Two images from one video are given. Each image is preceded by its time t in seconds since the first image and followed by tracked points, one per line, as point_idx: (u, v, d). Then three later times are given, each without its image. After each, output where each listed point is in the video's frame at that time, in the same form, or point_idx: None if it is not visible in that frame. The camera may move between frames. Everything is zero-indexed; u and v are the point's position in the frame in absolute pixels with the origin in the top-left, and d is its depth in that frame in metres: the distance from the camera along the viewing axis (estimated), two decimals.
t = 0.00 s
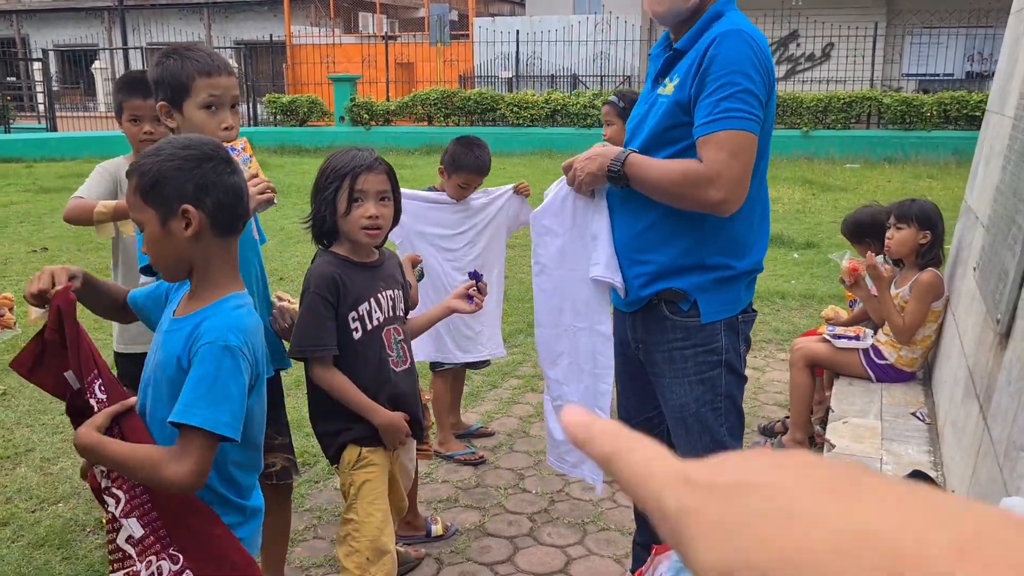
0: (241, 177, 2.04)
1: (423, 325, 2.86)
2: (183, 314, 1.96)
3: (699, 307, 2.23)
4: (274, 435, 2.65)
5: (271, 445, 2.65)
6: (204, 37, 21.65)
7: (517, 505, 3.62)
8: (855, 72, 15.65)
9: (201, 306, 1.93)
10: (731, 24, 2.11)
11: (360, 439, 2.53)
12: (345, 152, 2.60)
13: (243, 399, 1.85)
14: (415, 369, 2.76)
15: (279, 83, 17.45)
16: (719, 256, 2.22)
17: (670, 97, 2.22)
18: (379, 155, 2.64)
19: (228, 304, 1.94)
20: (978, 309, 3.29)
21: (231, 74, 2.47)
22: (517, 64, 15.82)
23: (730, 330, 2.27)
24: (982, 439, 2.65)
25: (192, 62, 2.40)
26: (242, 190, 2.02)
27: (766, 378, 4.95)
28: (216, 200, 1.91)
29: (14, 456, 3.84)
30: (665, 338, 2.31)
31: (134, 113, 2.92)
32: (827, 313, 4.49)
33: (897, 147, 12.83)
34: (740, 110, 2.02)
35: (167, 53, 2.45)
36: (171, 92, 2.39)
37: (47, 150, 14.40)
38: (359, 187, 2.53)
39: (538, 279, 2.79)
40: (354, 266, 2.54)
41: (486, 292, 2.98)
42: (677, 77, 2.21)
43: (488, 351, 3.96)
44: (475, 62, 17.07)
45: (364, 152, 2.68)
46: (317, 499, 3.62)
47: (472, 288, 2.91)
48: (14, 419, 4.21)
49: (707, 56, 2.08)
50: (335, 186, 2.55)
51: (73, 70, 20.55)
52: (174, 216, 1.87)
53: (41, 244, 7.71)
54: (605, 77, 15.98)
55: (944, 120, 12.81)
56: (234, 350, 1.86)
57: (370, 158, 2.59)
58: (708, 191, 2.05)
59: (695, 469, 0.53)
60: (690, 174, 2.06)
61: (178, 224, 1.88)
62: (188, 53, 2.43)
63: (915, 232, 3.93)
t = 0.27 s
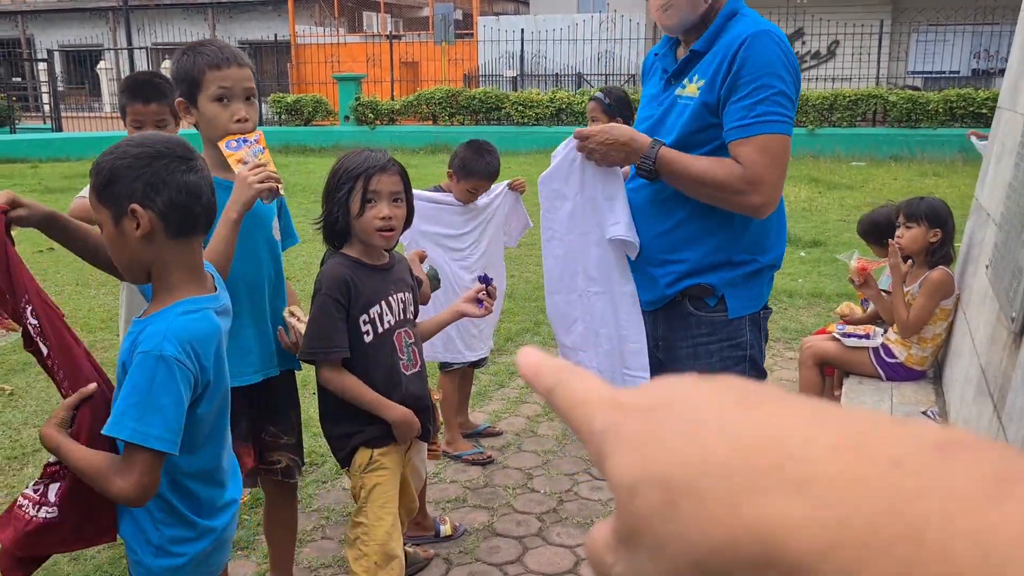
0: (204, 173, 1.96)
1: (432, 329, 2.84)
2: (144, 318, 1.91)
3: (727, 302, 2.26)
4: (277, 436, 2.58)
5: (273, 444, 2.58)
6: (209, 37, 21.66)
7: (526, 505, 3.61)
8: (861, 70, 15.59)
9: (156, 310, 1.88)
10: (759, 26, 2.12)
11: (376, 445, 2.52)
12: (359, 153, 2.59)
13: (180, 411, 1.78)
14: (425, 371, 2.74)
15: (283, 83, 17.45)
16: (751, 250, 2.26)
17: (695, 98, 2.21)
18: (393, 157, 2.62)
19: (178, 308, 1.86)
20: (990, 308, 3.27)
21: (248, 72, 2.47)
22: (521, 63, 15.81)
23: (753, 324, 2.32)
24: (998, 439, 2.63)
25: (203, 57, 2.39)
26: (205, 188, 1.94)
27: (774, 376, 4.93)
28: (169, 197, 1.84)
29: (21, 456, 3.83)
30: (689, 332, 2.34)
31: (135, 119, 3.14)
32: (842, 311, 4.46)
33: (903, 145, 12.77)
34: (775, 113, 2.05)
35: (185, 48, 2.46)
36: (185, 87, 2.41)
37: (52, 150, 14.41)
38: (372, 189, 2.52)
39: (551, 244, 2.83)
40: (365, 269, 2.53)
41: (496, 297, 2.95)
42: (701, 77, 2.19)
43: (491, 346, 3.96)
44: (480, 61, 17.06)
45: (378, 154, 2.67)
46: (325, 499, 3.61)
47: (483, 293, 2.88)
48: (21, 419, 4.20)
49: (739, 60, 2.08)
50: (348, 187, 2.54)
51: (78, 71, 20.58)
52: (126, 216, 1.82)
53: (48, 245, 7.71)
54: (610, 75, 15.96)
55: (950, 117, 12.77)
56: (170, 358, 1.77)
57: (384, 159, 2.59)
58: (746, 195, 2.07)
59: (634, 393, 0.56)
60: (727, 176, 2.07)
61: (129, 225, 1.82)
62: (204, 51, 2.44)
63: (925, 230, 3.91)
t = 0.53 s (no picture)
0: (171, 174, 1.80)
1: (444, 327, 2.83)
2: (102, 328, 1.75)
3: (760, 294, 2.22)
4: (291, 434, 2.55)
5: (287, 443, 2.55)
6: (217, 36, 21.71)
7: (538, 504, 3.59)
8: (870, 67, 15.53)
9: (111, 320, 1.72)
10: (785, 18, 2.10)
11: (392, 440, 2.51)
12: (374, 149, 2.58)
13: (113, 424, 1.58)
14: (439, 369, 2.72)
15: (292, 82, 17.48)
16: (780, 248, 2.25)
17: (722, 95, 2.19)
18: (408, 153, 2.61)
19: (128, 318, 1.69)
20: (1006, 304, 3.24)
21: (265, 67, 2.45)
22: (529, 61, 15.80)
23: (782, 318, 2.28)
24: (1016, 437, 2.60)
25: (222, 52, 2.39)
26: (171, 188, 1.78)
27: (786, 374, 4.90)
28: (124, 200, 1.68)
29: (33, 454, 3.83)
30: (718, 325, 2.28)
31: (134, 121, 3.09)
32: (858, 309, 4.42)
33: (913, 142, 12.72)
34: (807, 106, 2.05)
35: (203, 44, 2.46)
36: (201, 82, 2.41)
37: (61, 149, 14.46)
38: (388, 184, 2.51)
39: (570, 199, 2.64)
40: (382, 267, 2.52)
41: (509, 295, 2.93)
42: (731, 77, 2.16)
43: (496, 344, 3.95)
44: (488, 60, 17.05)
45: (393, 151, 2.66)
46: (336, 497, 3.60)
47: (495, 289, 2.87)
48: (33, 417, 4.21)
49: (771, 53, 2.06)
50: (364, 183, 2.52)
51: (87, 70, 20.65)
52: (82, 218, 1.68)
53: (59, 243, 7.74)
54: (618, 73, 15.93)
55: (961, 114, 12.71)
56: (105, 367, 1.59)
57: (399, 154, 2.57)
58: (782, 189, 2.06)
59: (629, 476, 0.64)
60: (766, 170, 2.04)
61: (86, 227, 1.68)
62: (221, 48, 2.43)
63: (941, 226, 3.88)
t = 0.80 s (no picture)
0: (125, 178, 1.75)
1: (459, 322, 2.85)
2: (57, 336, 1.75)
3: (784, 282, 2.23)
4: (311, 431, 2.54)
5: (306, 440, 2.54)
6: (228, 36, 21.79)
7: (549, 501, 3.60)
8: (881, 60, 15.47)
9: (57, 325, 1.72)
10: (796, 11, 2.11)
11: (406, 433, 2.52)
12: (391, 142, 2.56)
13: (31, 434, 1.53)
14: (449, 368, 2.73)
15: (302, 81, 17.53)
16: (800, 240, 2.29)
17: (739, 94, 2.16)
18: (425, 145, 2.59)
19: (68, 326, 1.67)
20: (1020, 299, 3.23)
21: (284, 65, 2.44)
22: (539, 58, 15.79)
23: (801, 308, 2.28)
24: None
25: (249, 57, 2.40)
26: (123, 192, 1.74)
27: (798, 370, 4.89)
28: (70, 205, 1.67)
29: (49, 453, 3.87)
30: (739, 315, 2.28)
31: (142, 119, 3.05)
32: (867, 306, 4.40)
33: (925, 136, 12.65)
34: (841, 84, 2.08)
35: (227, 46, 2.46)
36: (229, 86, 2.39)
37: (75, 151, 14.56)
38: (405, 177, 2.50)
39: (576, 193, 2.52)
40: (400, 263, 2.53)
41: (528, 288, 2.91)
42: (746, 74, 2.14)
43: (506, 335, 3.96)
44: (497, 57, 17.06)
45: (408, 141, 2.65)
46: (348, 495, 3.62)
47: (513, 285, 2.85)
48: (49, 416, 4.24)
49: (792, 45, 2.06)
50: (381, 177, 2.51)
51: (100, 71, 20.78)
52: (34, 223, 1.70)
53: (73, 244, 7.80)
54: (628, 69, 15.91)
55: (974, 107, 12.63)
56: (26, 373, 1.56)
57: (414, 147, 2.55)
58: (826, 183, 2.07)
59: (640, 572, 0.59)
60: (820, 161, 2.05)
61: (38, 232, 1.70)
62: (242, 49, 2.43)
63: (957, 221, 3.87)
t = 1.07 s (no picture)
0: (71, 176, 1.61)
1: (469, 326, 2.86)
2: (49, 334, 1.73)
3: (804, 277, 2.28)
4: (338, 426, 2.55)
5: (333, 434, 2.54)
6: (239, 37, 21.88)
7: (562, 499, 3.60)
8: (895, 55, 15.39)
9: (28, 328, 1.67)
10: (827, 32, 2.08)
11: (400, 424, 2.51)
12: (417, 144, 2.58)
13: None
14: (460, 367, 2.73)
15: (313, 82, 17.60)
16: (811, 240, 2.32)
17: (770, 116, 2.14)
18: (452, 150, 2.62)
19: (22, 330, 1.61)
20: None
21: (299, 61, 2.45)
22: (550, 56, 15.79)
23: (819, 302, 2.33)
24: None
25: (262, 53, 2.41)
26: (70, 192, 1.60)
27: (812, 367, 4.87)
28: (21, 208, 1.58)
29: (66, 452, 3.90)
30: (763, 308, 2.28)
31: (155, 116, 3.03)
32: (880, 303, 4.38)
33: (939, 131, 12.58)
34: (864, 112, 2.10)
35: (242, 44, 2.47)
36: (244, 83, 2.41)
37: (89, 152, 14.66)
38: (433, 181, 2.52)
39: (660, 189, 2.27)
40: (423, 265, 2.54)
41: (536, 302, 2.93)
42: (776, 97, 2.12)
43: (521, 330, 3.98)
44: (508, 56, 17.07)
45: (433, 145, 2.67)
46: (362, 494, 3.63)
47: (523, 297, 2.85)
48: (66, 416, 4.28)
49: (823, 73, 2.05)
50: (409, 180, 2.52)
51: (113, 73, 20.92)
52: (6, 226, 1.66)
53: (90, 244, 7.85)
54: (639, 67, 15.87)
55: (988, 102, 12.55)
56: None
57: (441, 150, 2.57)
58: (837, 214, 2.15)
59: None
60: (833, 199, 2.12)
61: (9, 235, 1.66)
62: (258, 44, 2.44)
63: (971, 217, 3.84)
